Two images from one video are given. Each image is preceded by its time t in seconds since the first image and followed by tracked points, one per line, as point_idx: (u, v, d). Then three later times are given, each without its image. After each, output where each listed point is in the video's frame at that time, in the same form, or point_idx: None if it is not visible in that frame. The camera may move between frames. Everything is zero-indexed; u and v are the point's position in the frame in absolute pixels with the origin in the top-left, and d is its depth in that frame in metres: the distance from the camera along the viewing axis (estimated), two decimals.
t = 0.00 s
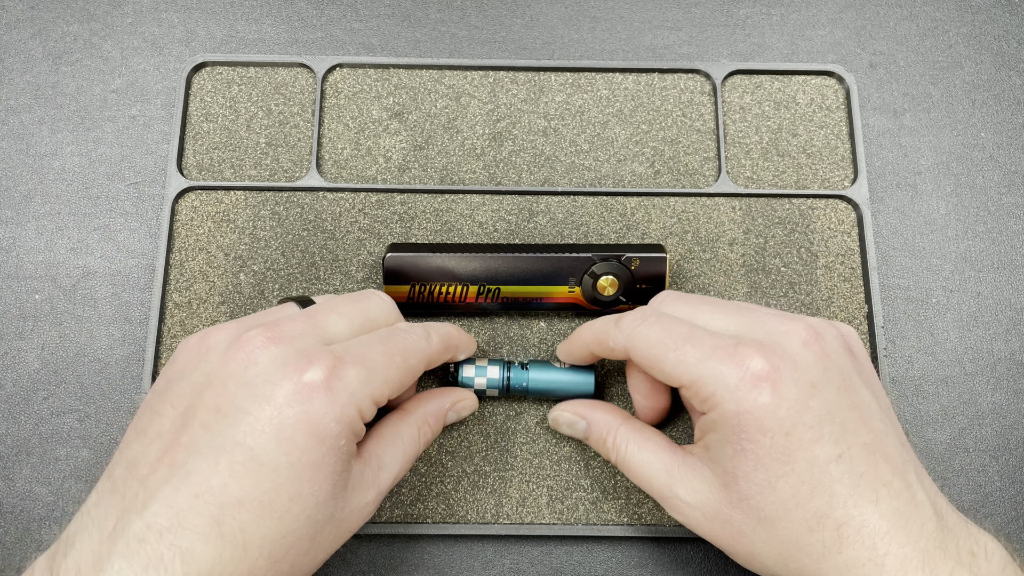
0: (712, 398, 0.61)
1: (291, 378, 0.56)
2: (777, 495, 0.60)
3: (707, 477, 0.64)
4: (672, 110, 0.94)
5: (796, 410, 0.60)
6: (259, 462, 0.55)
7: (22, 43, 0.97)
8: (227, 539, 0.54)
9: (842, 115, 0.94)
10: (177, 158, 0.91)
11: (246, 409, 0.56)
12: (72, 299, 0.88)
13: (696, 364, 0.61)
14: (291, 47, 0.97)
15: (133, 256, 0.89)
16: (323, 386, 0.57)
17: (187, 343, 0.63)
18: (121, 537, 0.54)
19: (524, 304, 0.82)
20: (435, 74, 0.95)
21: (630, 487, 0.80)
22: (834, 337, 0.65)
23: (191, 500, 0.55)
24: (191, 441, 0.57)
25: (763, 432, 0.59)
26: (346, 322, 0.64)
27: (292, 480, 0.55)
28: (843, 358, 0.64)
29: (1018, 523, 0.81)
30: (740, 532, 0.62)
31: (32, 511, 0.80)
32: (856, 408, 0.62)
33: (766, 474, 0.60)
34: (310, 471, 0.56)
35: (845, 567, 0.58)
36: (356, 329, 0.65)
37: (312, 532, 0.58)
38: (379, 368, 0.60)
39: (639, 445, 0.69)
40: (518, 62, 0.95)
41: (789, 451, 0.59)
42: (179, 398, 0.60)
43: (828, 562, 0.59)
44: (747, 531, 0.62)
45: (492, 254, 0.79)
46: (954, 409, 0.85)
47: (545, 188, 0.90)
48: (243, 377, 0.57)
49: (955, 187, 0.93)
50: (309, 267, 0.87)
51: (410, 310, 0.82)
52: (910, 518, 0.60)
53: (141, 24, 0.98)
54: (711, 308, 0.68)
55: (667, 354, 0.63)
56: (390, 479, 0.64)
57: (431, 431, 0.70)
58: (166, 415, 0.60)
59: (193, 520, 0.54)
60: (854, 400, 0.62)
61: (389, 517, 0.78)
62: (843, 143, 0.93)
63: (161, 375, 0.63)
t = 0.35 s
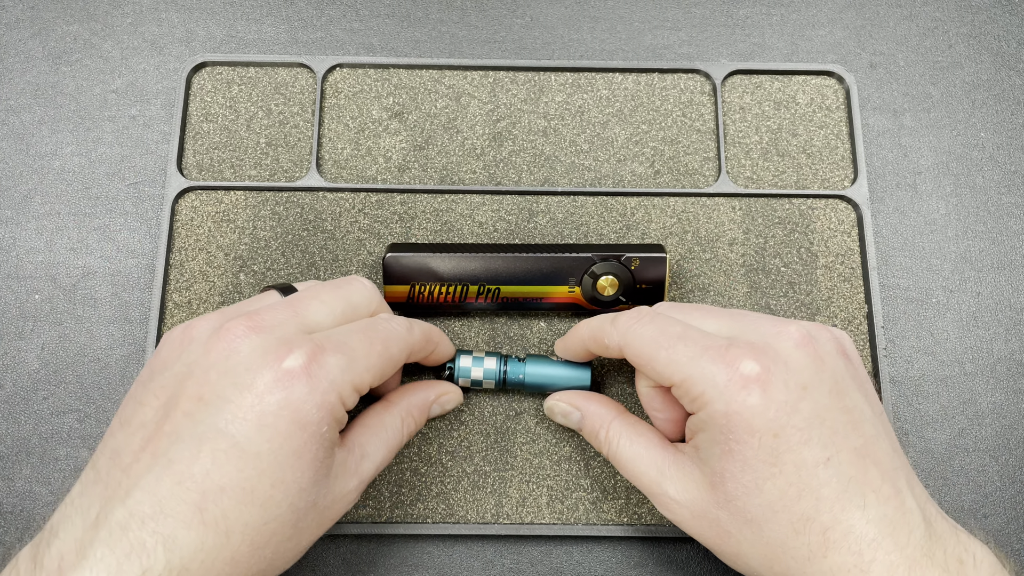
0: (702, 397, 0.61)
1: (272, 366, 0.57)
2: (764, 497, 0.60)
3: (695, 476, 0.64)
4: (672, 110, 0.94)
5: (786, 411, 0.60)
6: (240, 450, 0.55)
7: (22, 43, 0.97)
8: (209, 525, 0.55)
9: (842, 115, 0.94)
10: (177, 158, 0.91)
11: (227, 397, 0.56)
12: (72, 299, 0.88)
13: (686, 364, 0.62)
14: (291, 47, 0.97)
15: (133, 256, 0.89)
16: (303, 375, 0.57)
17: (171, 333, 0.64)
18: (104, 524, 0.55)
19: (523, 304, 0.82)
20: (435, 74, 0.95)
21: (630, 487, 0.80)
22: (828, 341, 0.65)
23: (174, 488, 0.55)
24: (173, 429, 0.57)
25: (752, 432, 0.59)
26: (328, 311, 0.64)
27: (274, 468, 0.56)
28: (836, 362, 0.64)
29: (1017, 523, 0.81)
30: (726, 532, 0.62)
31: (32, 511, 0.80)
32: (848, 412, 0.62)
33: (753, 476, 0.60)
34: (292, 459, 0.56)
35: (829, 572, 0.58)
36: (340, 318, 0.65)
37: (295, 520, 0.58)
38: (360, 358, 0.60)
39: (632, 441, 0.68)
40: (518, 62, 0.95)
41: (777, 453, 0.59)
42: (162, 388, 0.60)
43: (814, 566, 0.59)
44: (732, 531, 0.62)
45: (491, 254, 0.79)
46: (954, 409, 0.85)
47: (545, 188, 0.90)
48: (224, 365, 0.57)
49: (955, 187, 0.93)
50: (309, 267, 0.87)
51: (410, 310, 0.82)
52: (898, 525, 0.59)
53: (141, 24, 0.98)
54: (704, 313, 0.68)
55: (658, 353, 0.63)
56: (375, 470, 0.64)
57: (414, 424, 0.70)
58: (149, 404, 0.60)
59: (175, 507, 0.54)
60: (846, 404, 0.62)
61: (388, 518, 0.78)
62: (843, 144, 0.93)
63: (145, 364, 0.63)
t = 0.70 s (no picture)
0: (699, 402, 0.61)
1: (239, 347, 0.56)
2: (765, 499, 0.60)
3: (697, 478, 0.64)
4: (672, 110, 0.94)
5: (783, 413, 0.60)
6: (210, 430, 0.55)
7: (22, 43, 0.97)
8: (179, 509, 0.54)
9: (842, 115, 0.94)
10: (177, 158, 0.91)
11: (199, 380, 0.56)
12: (72, 299, 0.88)
13: (684, 369, 0.62)
14: (291, 47, 0.97)
15: (133, 256, 0.89)
16: (270, 353, 0.56)
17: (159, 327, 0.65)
18: (81, 509, 0.55)
19: (524, 304, 0.82)
20: (435, 74, 0.95)
21: (630, 487, 0.80)
22: (824, 342, 0.65)
23: (144, 471, 0.55)
24: (148, 414, 0.57)
25: (750, 435, 0.59)
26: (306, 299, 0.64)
27: (241, 448, 0.55)
28: (833, 362, 0.64)
29: (1018, 523, 0.81)
30: (728, 534, 0.63)
31: (32, 511, 0.80)
32: (845, 412, 0.62)
33: (754, 479, 0.60)
34: (259, 439, 0.55)
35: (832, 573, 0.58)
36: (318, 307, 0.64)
37: (263, 508, 0.56)
38: (330, 336, 0.59)
39: (640, 434, 0.68)
40: (518, 62, 0.95)
41: (777, 455, 0.59)
42: (142, 378, 0.60)
43: (816, 567, 0.59)
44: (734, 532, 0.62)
45: (492, 254, 0.79)
46: (954, 409, 0.85)
47: (545, 188, 0.90)
48: (197, 349, 0.58)
49: (955, 187, 0.93)
50: (308, 266, 0.87)
51: (410, 310, 0.82)
52: (900, 525, 0.60)
53: (141, 24, 0.98)
54: (699, 319, 0.69)
55: (655, 360, 0.64)
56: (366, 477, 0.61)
57: (414, 425, 0.66)
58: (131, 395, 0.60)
59: (145, 490, 0.54)
60: (843, 405, 0.62)
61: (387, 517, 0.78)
62: (843, 143, 0.93)
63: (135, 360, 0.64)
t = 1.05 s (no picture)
0: (698, 405, 0.61)
1: (255, 355, 0.57)
2: (763, 501, 0.60)
3: (695, 481, 0.63)
4: (673, 110, 0.94)
5: (781, 415, 0.60)
6: (224, 439, 0.55)
7: (22, 43, 0.97)
8: (189, 520, 0.54)
9: (842, 115, 0.94)
10: (177, 158, 0.91)
11: (211, 388, 0.57)
12: (72, 299, 0.88)
13: (682, 371, 0.62)
14: (291, 47, 0.97)
15: (133, 256, 0.89)
16: (285, 361, 0.57)
17: (154, 336, 0.64)
18: (80, 523, 0.54)
19: (523, 304, 0.82)
20: (435, 74, 0.95)
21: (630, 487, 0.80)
22: (822, 344, 0.66)
23: (153, 483, 0.54)
24: (155, 424, 0.57)
25: (748, 438, 0.60)
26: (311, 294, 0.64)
27: (256, 456, 0.56)
28: (831, 364, 0.64)
29: (1018, 523, 0.81)
30: (726, 537, 0.62)
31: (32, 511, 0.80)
32: (843, 414, 0.62)
33: (751, 482, 0.60)
34: (275, 447, 0.56)
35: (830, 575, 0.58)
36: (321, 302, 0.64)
37: (277, 518, 0.57)
38: (343, 336, 0.60)
39: (627, 454, 0.67)
40: (518, 62, 0.95)
41: (774, 457, 0.60)
42: (143, 388, 0.60)
43: (813, 569, 0.59)
44: (731, 535, 0.62)
45: (491, 254, 0.79)
46: (954, 408, 0.85)
47: (545, 188, 0.90)
48: (208, 359, 0.58)
49: (955, 187, 0.93)
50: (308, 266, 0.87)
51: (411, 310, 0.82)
52: (898, 527, 0.59)
53: (141, 24, 0.98)
54: (697, 321, 0.69)
55: (652, 360, 0.63)
56: (377, 493, 0.63)
57: (421, 443, 0.68)
58: (132, 405, 0.60)
59: (154, 501, 0.54)
60: (842, 407, 0.62)
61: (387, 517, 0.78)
62: (843, 144, 0.93)
63: (128, 368, 0.64)
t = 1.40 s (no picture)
0: (695, 408, 0.61)
1: (283, 368, 0.57)
2: (758, 503, 0.60)
3: (692, 482, 0.64)
4: (672, 110, 0.94)
5: (777, 417, 0.60)
6: (252, 452, 0.55)
7: (22, 43, 0.97)
8: (219, 530, 0.54)
9: (842, 115, 0.94)
10: (177, 158, 0.91)
11: (240, 399, 0.56)
12: (72, 299, 0.88)
13: (679, 375, 0.62)
14: (291, 47, 0.97)
15: (133, 256, 0.89)
16: (313, 376, 0.56)
17: (178, 332, 0.63)
18: (112, 528, 0.54)
19: (524, 304, 0.82)
20: (435, 74, 0.95)
21: (629, 487, 0.80)
22: (821, 345, 0.65)
23: (183, 491, 0.54)
24: (183, 431, 0.56)
25: (744, 439, 0.60)
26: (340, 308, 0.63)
27: (284, 471, 0.55)
28: (829, 366, 0.64)
29: (1018, 524, 0.81)
30: (723, 536, 0.63)
31: (32, 511, 0.80)
32: (840, 416, 0.62)
33: (747, 483, 0.60)
34: (301, 462, 0.56)
35: None
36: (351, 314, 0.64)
37: (304, 528, 0.57)
38: (370, 352, 0.59)
39: (632, 439, 0.68)
40: (518, 62, 0.95)
41: (770, 459, 0.59)
42: (170, 391, 0.60)
43: (808, 570, 0.59)
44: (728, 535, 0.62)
45: (491, 254, 0.79)
46: (954, 409, 0.85)
47: (545, 188, 0.90)
48: (235, 368, 0.57)
49: (955, 187, 0.93)
50: (309, 266, 0.87)
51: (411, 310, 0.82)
52: (893, 529, 0.59)
53: (141, 24, 0.98)
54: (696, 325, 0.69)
55: (650, 369, 0.64)
56: (396, 488, 0.64)
57: (439, 438, 0.69)
58: (158, 407, 0.59)
59: (185, 510, 0.54)
60: (839, 409, 0.62)
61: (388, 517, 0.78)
62: (843, 144, 0.93)
63: (153, 365, 0.63)
